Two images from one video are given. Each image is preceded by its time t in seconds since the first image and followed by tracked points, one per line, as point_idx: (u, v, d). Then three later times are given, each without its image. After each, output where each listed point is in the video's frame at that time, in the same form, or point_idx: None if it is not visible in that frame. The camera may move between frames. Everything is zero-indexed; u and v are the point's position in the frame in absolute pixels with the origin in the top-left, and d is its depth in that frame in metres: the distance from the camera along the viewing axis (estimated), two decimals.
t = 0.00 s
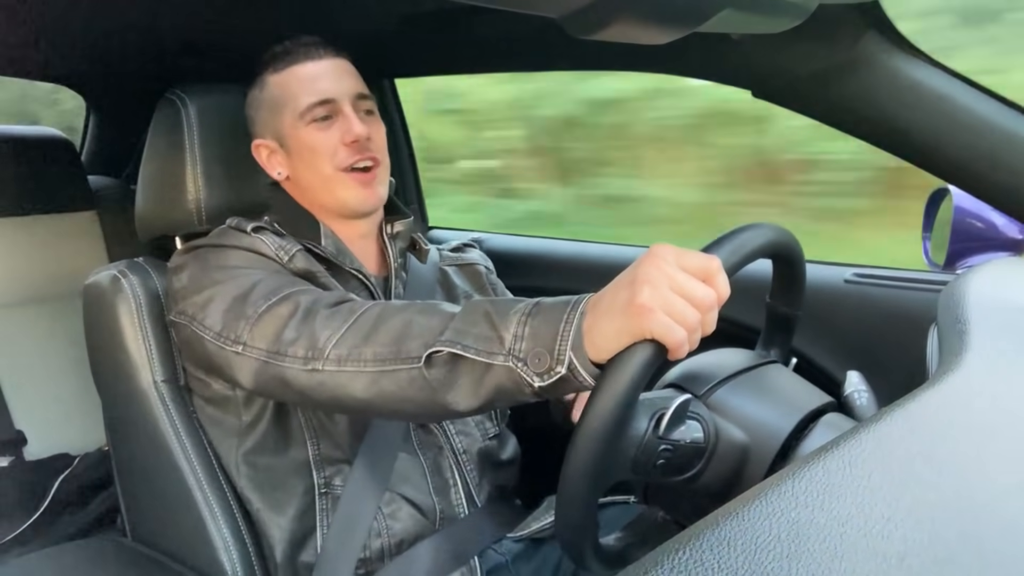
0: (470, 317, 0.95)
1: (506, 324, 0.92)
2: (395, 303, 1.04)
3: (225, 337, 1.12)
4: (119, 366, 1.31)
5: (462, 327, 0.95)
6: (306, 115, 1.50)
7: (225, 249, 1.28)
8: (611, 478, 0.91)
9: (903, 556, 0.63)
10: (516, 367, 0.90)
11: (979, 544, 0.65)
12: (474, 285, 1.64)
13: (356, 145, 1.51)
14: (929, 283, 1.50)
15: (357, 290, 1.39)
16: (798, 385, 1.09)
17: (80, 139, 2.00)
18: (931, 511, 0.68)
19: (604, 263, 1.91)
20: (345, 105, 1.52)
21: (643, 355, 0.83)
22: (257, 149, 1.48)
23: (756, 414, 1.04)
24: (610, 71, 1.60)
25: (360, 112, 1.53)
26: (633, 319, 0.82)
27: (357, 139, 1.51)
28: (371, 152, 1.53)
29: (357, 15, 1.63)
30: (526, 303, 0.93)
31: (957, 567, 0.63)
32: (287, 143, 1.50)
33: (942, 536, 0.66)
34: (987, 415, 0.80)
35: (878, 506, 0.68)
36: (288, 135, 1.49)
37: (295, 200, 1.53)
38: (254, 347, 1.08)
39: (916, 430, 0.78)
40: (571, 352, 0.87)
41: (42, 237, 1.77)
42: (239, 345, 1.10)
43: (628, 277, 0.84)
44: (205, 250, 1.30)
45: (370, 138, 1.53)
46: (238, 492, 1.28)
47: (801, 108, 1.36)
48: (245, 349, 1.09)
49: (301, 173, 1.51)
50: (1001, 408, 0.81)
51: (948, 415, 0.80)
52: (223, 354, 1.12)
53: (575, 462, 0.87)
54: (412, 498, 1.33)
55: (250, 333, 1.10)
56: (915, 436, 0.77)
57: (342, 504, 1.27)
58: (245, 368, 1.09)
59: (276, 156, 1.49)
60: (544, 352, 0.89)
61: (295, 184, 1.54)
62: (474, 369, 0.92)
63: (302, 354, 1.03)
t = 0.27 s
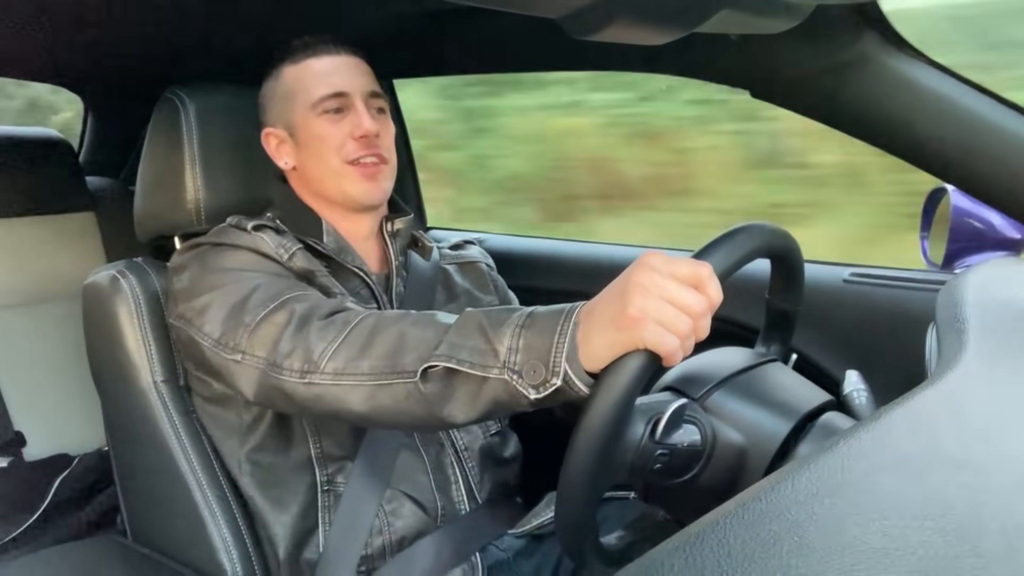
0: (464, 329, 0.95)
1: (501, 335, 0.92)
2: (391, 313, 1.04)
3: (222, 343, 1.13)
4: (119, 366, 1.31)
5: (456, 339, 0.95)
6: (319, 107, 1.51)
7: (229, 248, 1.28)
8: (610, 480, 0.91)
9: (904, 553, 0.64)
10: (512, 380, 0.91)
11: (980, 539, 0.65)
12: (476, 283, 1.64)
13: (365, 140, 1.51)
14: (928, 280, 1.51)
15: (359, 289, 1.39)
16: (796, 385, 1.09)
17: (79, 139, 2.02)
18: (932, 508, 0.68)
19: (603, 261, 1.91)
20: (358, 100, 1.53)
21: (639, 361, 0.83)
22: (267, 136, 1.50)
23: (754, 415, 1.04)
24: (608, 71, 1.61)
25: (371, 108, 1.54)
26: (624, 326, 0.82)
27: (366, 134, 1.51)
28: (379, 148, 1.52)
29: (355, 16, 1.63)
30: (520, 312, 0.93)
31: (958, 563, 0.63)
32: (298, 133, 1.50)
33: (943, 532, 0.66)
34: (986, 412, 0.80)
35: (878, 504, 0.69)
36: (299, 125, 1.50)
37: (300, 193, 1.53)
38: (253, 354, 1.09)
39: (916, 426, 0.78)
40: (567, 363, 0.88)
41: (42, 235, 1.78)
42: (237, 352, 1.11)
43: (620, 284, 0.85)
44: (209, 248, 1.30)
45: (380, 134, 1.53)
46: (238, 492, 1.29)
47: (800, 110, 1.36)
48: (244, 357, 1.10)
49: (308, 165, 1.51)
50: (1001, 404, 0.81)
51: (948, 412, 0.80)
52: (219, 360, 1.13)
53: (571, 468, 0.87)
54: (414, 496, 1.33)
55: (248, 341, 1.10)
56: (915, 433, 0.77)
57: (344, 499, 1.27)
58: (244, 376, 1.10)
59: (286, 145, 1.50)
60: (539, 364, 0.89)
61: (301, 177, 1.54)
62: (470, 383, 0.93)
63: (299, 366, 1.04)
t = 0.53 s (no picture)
0: (456, 351, 0.96)
1: (492, 360, 0.93)
2: (383, 332, 1.04)
3: (219, 358, 1.14)
4: (120, 371, 1.31)
5: (448, 364, 0.95)
6: (309, 118, 1.48)
7: (230, 256, 1.29)
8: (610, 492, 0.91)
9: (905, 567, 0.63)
10: (504, 404, 0.91)
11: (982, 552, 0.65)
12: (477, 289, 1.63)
13: (357, 150, 1.49)
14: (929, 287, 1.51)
15: (357, 294, 1.39)
16: (794, 394, 1.08)
17: (79, 144, 2.04)
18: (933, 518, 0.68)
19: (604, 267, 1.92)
20: (348, 109, 1.49)
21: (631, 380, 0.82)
22: (262, 150, 1.48)
23: (752, 428, 1.04)
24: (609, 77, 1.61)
25: (363, 117, 1.51)
26: (615, 349, 0.83)
27: (357, 145, 1.48)
28: (372, 158, 1.50)
29: (358, 21, 1.63)
30: (512, 333, 0.94)
31: None
32: (290, 144, 1.48)
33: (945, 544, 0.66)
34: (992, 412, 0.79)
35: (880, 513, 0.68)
36: (291, 137, 1.48)
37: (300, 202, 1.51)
38: (249, 371, 1.10)
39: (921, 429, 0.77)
40: (558, 386, 0.88)
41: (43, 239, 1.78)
42: (233, 369, 1.11)
43: (608, 307, 0.85)
44: (209, 253, 1.31)
45: (372, 143, 1.50)
46: (238, 498, 1.29)
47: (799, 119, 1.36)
48: (240, 373, 1.11)
49: (303, 176, 1.49)
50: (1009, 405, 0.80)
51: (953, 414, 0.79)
52: (216, 373, 1.14)
53: (572, 480, 0.86)
54: (414, 503, 1.33)
55: (244, 357, 1.11)
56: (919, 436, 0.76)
57: (344, 507, 1.27)
58: (241, 392, 1.11)
59: (280, 157, 1.49)
60: (530, 388, 0.90)
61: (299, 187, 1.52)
62: (464, 408, 0.93)
63: (293, 388, 1.04)
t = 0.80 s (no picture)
0: (458, 340, 0.95)
1: (494, 348, 0.93)
2: (385, 323, 1.04)
3: (221, 350, 1.14)
4: (120, 366, 1.31)
5: (450, 352, 0.95)
6: (298, 114, 1.49)
7: (231, 251, 1.29)
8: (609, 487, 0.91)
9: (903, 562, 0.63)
10: (505, 393, 0.91)
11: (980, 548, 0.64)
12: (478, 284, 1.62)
13: (344, 146, 1.49)
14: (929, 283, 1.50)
15: (357, 289, 1.39)
16: (793, 390, 1.08)
17: (80, 139, 2.02)
18: (931, 515, 0.67)
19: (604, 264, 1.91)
20: (337, 105, 1.51)
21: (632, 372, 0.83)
22: (261, 146, 1.49)
23: (751, 423, 1.04)
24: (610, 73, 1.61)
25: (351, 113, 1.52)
26: (619, 342, 0.82)
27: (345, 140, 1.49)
28: (360, 154, 1.51)
29: (358, 17, 1.64)
30: (515, 322, 0.94)
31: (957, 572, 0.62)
32: (283, 140, 1.49)
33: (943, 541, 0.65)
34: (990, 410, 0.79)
35: (878, 509, 0.68)
36: (282, 133, 1.49)
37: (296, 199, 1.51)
38: (250, 361, 1.10)
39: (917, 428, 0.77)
40: (560, 376, 0.88)
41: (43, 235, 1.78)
42: (234, 359, 1.11)
43: (611, 299, 0.85)
44: (210, 248, 1.31)
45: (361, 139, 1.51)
46: (238, 494, 1.29)
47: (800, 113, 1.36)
48: (241, 364, 1.10)
49: (296, 172, 1.49)
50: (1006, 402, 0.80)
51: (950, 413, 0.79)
52: (217, 366, 1.14)
53: (571, 476, 0.87)
54: (413, 498, 1.33)
55: (245, 348, 1.11)
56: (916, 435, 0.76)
57: (343, 502, 1.27)
58: (242, 382, 1.10)
59: (275, 154, 1.49)
60: (532, 377, 0.90)
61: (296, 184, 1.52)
62: (465, 396, 0.93)
63: (294, 375, 1.04)
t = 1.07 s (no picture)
0: (459, 337, 0.95)
1: (495, 345, 0.92)
2: (385, 320, 1.04)
3: (221, 347, 1.13)
4: (120, 366, 1.31)
5: (450, 349, 0.95)
6: (297, 117, 1.48)
7: (230, 249, 1.29)
8: (609, 486, 0.91)
9: (904, 558, 0.63)
10: (506, 390, 0.91)
11: (980, 546, 0.64)
12: (477, 284, 1.63)
13: (340, 152, 1.48)
14: (929, 284, 1.50)
15: (356, 289, 1.39)
16: (793, 391, 1.09)
17: (80, 139, 2.02)
18: (931, 514, 0.67)
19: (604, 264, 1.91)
20: (336, 109, 1.49)
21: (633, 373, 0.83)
22: (261, 144, 1.50)
23: (751, 424, 1.04)
24: (610, 73, 1.61)
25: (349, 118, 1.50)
26: (620, 342, 0.82)
27: (341, 146, 1.48)
28: (356, 160, 1.49)
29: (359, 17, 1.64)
30: (517, 320, 0.94)
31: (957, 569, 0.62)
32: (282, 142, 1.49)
33: (944, 539, 0.65)
34: (989, 412, 0.79)
35: (878, 509, 0.68)
36: (281, 135, 1.49)
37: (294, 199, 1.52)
38: (249, 358, 1.09)
39: (916, 432, 0.77)
40: (560, 373, 0.88)
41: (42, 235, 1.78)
42: (234, 357, 1.11)
43: (615, 298, 0.85)
44: (209, 248, 1.31)
45: (358, 145, 1.50)
46: (238, 494, 1.29)
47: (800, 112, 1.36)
48: (241, 361, 1.10)
49: (293, 174, 1.49)
50: (1006, 405, 0.80)
51: (949, 416, 0.79)
52: (218, 363, 1.14)
53: (571, 475, 0.87)
54: (413, 499, 1.33)
55: (245, 346, 1.10)
56: (914, 439, 0.76)
57: (343, 502, 1.27)
58: (242, 380, 1.10)
59: (275, 154, 1.50)
60: (533, 375, 0.89)
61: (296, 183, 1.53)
62: (465, 393, 0.93)
63: (294, 372, 1.04)
